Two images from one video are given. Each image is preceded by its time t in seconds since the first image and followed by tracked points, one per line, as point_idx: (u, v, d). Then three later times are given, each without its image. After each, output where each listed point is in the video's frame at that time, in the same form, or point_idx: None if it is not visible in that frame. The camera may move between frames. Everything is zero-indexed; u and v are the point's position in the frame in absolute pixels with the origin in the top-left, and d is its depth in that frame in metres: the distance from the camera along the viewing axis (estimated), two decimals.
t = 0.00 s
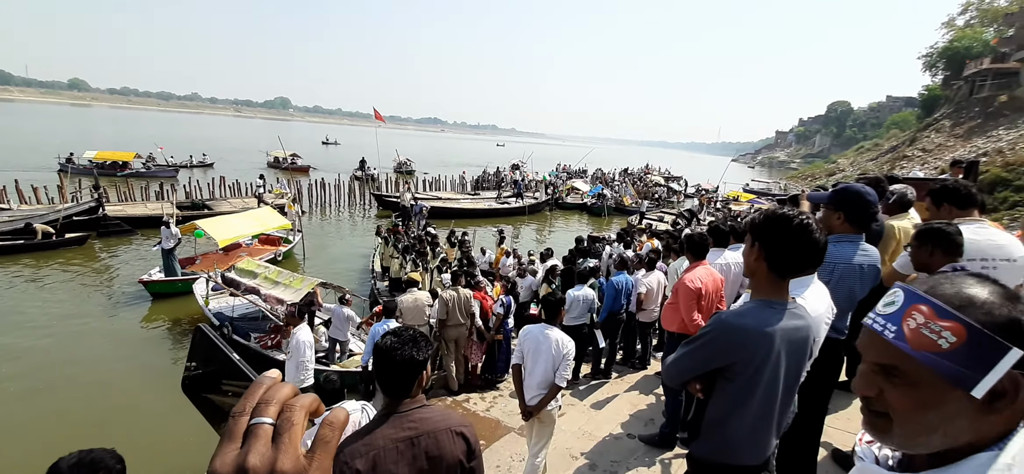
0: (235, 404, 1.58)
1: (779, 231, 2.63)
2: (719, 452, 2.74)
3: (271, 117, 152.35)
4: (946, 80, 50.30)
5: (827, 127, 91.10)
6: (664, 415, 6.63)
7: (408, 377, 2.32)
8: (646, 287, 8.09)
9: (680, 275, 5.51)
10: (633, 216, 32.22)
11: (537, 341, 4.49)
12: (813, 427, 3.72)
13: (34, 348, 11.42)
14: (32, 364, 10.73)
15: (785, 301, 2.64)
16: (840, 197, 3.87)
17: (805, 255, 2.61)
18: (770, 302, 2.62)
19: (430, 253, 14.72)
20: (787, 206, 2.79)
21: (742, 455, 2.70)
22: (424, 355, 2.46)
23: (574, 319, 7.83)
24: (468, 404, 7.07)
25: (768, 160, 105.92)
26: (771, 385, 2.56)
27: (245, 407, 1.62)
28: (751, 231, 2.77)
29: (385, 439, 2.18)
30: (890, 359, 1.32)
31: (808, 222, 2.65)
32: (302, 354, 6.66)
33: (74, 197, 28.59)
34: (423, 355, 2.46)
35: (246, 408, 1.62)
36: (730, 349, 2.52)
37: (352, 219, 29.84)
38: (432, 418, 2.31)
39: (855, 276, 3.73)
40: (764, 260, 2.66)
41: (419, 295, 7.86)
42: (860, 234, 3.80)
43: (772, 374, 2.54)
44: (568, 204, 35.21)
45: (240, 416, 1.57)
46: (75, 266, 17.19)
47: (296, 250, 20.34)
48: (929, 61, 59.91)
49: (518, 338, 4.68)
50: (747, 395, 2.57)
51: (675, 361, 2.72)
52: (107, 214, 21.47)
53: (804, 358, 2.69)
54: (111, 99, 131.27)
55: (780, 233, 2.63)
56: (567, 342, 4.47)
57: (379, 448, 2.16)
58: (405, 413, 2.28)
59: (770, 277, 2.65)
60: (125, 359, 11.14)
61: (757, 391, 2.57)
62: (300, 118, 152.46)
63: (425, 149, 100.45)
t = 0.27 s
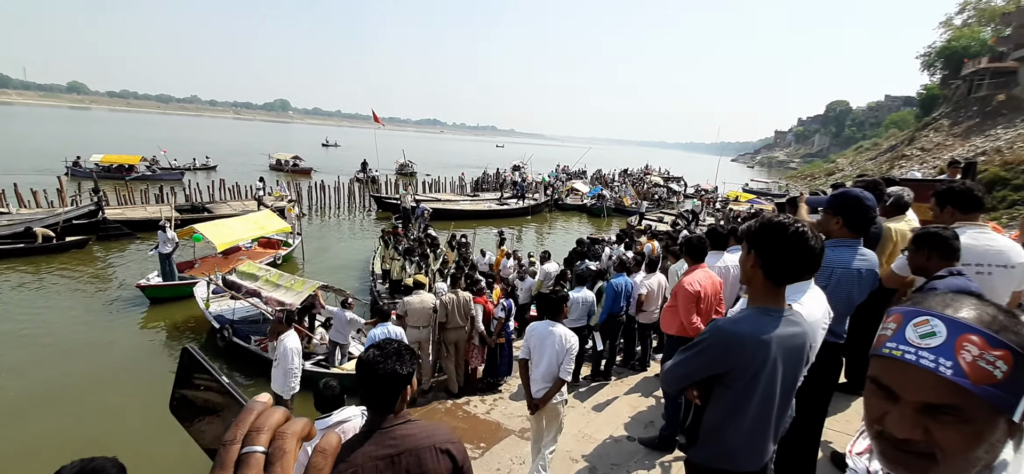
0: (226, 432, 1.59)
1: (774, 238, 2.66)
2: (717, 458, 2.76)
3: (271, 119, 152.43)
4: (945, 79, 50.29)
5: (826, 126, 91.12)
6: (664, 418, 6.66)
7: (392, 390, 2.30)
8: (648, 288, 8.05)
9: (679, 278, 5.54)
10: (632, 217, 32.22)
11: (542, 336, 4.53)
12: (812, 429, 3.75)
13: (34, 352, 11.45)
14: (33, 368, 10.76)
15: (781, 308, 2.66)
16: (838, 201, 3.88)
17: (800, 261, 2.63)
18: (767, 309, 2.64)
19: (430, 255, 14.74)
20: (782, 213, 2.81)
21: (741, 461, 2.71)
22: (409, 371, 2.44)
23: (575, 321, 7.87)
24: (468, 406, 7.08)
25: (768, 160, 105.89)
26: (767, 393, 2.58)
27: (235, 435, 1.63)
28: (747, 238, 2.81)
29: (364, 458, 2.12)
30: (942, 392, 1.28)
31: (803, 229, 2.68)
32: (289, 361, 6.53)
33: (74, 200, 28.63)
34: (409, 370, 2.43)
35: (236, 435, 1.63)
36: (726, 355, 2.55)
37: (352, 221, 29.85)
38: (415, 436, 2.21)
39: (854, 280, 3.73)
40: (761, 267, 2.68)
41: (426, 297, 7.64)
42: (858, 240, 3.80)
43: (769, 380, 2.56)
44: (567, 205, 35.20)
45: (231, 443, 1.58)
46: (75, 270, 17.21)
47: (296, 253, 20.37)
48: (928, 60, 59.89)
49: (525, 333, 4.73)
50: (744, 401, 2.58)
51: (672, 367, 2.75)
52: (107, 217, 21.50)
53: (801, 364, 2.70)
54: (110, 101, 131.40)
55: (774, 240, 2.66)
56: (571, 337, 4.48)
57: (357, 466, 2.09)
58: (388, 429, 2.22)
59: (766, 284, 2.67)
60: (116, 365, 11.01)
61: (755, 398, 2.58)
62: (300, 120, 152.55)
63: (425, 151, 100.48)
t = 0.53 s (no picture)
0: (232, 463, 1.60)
1: (770, 243, 2.68)
2: (715, 463, 2.77)
3: (269, 120, 152.36)
4: (943, 79, 50.38)
5: (824, 126, 91.23)
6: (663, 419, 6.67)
7: (380, 404, 2.31)
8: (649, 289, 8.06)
9: (678, 280, 5.56)
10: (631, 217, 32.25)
11: (547, 333, 4.55)
12: (810, 430, 3.78)
13: (34, 356, 11.45)
14: (33, 371, 10.76)
15: (777, 313, 2.68)
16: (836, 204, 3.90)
17: (797, 266, 2.64)
18: (764, 314, 2.65)
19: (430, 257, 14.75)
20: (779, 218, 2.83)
21: (740, 465, 2.72)
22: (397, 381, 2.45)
23: (575, 321, 7.87)
24: (468, 408, 7.09)
25: (767, 160, 105.94)
26: (765, 396, 2.60)
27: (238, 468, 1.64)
28: (743, 243, 2.82)
29: None
30: (946, 407, 1.29)
31: (799, 234, 2.70)
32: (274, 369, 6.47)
33: (73, 203, 28.61)
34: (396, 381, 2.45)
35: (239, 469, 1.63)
36: (724, 359, 2.56)
37: (351, 222, 29.85)
38: (402, 450, 2.22)
39: (851, 283, 3.74)
40: (757, 272, 2.70)
41: (429, 297, 7.63)
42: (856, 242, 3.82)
43: (766, 384, 2.57)
44: (566, 206, 35.21)
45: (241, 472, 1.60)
46: (74, 273, 17.22)
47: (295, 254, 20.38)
48: (926, 60, 59.98)
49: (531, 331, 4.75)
50: (741, 406, 2.60)
51: (670, 372, 2.76)
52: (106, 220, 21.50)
53: (798, 368, 2.72)
54: (109, 103, 131.26)
55: (770, 245, 2.68)
56: (575, 334, 4.50)
57: None
58: (375, 443, 2.24)
59: (763, 288, 2.69)
60: (114, 368, 11.03)
61: (752, 403, 2.60)
62: (299, 121, 152.48)
63: (424, 152, 100.49)
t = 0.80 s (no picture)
0: None
1: (768, 247, 2.71)
2: (715, 464, 2.80)
3: (270, 121, 152.54)
4: (943, 79, 50.39)
5: (825, 126, 91.24)
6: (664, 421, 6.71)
7: (373, 411, 2.35)
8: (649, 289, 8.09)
9: (678, 282, 5.59)
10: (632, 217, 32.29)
11: (560, 334, 4.57)
12: (810, 430, 3.81)
13: (36, 357, 11.51)
14: (36, 373, 10.82)
15: (776, 315, 2.71)
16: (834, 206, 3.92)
17: (794, 270, 2.67)
18: (762, 317, 2.68)
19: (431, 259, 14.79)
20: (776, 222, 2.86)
21: (740, 466, 2.75)
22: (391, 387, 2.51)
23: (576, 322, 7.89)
24: (469, 409, 7.13)
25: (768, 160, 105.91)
26: (765, 398, 2.63)
27: None
28: (741, 246, 2.85)
29: None
30: (943, 412, 1.26)
31: (797, 238, 2.73)
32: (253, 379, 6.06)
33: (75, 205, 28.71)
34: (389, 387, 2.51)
35: None
36: (723, 362, 2.59)
37: (352, 223, 29.90)
38: (396, 457, 2.24)
39: (849, 284, 3.76)
40: (756, 276, 2.73)
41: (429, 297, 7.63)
42: (853, 243, 3.84)
43: (765, 386, 2.60)
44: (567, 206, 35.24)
45: None
46: (76, 275, 17.27)
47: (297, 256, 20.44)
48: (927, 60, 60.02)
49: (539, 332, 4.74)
50: (741, 408, 2.63)
51: (670, 375, 2.79)
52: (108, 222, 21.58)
53: (796, 370, 2.75)
54: (110, 105, 131.56)
55: (767, 248, 2.71)
56: (588, 332, 4.57)
57: None
58: (368, 449, 2.28)
59: (761, 291, 2.72)
60: (114, 370, 11.09)
61: (752, 405, 2.63)
62: (299, 123, 152.63)
63: (425, 153, 100.58)
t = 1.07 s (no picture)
0: None
1: (767, 247, 2.73)
2: (717, 464, 2.82)
3: (270, 123, 152.53)
4: (943, 78, 50.43)
5: (825, 126, 91.29)
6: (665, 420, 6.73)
7: (370, 413, 2.37)
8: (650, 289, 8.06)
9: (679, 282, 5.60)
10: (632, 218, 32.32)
11: (576, 334, 4.56)
12: (811, 431, 3.82)
13: (37, 359, 11.52)
14: (37, 374, 10.84)
15: (776, 315, 2.73)
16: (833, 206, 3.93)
17: (794, 270, 2.69)
18: (762, 317, 2.70)
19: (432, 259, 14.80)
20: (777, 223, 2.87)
21: (740, 467, 2.77)
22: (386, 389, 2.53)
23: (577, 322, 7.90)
24: (470, 410, 7.16)
25: (767, 160, 105.93)
26: (765, 398, 2.64)
27: None
28: (742, 247, 2.87)
29: None
30: (947, 411, 1.28)
31: (797, 238, 2.74)
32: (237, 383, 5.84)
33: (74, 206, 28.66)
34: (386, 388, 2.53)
35: None
36: (723, 363, 2.61)
37: (352, 225, 29.90)
38: (389, 459, 2.26)
39: (848, 284, 3.78)
40: (757, 276, 2.75)
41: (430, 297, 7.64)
42: (851, 243, 3.87)
43: (765, 387, 2.62)
44: (567, 207, 35.25)
45: None
46: (76, 276, 17.27)
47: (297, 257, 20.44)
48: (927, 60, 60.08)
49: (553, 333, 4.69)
50: (742, 409, 2.65)
51: (671, 376, 2.81)
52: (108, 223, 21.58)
53: (797, 370, 2.76)
54: (110, 107, 131.60)
55: (767, 249, 2.73)
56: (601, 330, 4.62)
57: None
58: (364, 451, 2.29)
59: (761, 292, 2.74)
60: (114, 371, 11.10)
61: (751, 406, 2.65)
62: (299, 124, 152.63)
63: (425, 153, 100.60)
